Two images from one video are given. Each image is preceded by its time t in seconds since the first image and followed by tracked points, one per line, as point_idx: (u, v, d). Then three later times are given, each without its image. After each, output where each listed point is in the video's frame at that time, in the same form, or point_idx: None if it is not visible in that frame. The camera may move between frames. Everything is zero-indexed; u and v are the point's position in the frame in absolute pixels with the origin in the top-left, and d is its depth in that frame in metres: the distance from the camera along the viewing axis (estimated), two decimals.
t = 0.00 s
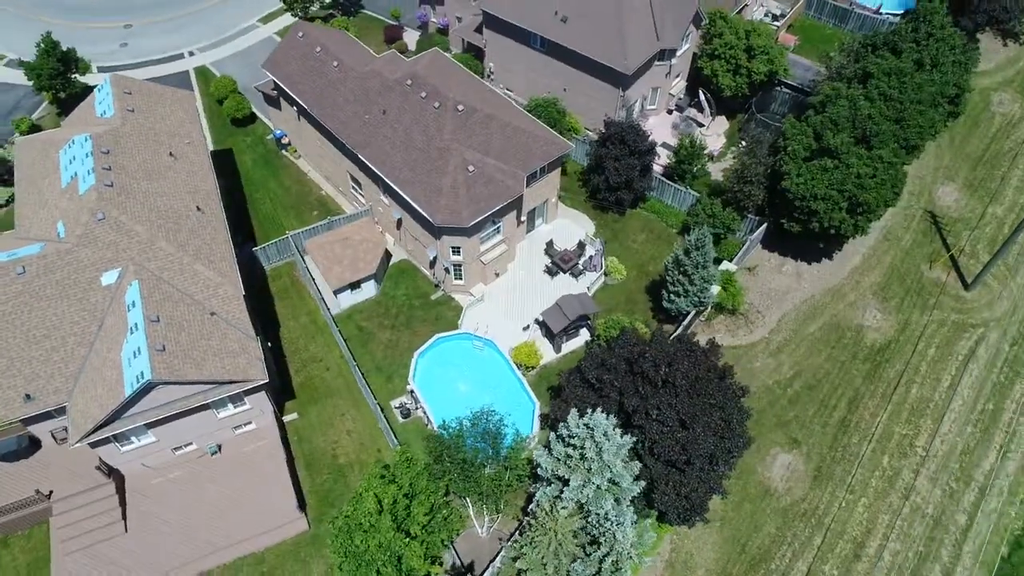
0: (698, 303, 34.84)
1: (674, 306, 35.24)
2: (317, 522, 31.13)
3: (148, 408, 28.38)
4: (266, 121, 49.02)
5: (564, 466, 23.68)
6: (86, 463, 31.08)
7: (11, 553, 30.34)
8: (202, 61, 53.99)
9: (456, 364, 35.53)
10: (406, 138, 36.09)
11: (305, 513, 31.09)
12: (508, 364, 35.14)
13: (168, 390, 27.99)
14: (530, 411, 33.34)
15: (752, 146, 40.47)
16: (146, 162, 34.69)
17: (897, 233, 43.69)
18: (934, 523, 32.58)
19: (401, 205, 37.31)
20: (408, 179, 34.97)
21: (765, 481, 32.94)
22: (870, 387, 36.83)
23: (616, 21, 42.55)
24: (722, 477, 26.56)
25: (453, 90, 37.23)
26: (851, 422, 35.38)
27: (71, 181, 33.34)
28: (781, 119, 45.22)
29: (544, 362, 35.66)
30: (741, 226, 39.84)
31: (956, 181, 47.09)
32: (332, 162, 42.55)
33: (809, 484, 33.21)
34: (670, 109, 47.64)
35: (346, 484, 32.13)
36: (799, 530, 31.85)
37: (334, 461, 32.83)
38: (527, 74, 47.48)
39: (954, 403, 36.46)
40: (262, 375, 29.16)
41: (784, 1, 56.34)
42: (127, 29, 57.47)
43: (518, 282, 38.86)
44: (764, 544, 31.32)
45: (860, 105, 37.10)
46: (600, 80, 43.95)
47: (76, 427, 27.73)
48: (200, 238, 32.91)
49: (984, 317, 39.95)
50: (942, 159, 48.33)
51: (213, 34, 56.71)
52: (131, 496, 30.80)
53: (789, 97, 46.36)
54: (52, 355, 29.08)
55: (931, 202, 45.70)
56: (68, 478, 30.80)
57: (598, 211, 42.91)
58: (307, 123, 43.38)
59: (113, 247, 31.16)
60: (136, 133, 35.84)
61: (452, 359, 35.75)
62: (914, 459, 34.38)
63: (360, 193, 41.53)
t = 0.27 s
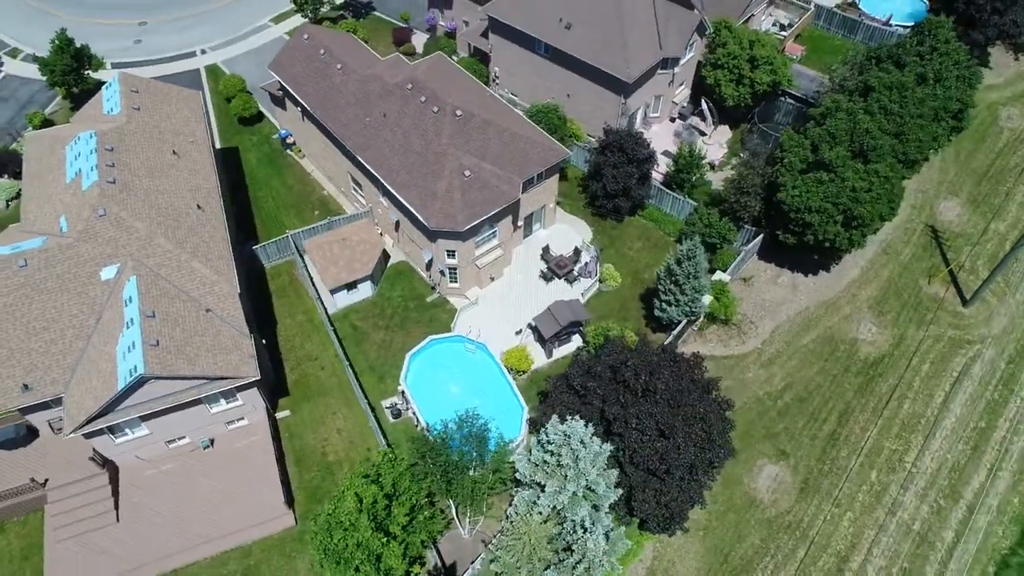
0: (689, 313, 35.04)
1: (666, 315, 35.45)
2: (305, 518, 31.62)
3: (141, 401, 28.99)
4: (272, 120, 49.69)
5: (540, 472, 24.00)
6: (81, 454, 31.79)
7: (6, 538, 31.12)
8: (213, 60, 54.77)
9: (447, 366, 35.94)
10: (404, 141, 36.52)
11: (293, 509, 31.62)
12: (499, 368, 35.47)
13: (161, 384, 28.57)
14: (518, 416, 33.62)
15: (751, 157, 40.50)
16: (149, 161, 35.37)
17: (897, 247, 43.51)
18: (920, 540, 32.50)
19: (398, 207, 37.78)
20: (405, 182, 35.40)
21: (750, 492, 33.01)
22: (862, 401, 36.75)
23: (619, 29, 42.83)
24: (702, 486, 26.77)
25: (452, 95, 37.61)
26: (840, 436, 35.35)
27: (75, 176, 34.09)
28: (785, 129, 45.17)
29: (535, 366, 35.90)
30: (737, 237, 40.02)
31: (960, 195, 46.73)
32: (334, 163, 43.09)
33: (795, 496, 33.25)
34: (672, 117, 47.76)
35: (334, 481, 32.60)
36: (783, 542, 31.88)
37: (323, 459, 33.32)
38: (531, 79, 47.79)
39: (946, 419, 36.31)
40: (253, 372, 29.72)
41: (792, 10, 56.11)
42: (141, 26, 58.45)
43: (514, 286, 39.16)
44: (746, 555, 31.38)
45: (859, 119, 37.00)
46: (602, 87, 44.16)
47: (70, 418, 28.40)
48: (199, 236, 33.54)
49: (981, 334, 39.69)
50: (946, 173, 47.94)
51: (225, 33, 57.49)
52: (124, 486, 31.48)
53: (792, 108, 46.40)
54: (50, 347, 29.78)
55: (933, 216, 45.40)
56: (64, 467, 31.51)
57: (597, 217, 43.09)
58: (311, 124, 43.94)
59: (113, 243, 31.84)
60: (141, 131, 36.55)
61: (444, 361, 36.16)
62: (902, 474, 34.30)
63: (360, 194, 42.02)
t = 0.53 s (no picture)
0: (679, 322, 35.31)
1: (656, 324, 35.71)
2: (293, 514, 32.11)
3: (134, 395, 29.60)
4: (279, 119, 50.37)
5: (516, 477, 24.33)
6: (77, 444, 32.48)
7: (2, 524, 31.87)
8: (224, 58, 55.56)
9: (439, 368, 36.07)
10: (403, 145, 36.96)
11: (282, 506, 32.13)
12: (491, 371, 35.57)
13: (154, 378, 29.17)
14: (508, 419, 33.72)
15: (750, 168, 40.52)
16: (152, 159, 36.06)
17: (896, 261, 43.31)
18: (904, 555, 32.45)
19: (396, 210, 38.24)
20: (402, 186, 35.84)
21: (736, 503, 33.10)
22: (853, 415, 36.69)
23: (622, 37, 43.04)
24: (682, 496, 27.16)
25: (452, 100, 38.00)
26: (829, 449, 35.34)
27: (80, 173, 34.86)
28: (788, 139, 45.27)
29: (526, 371, 36.16)
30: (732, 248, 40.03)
31: (963, 210, 46.42)
32: (337, 164, 43.63)
33: (781, 508, 33.30)
34: (675, 125, 48.02)
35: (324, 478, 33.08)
36: (766, 554, 31.93)
37: (313, 456, 33.83)
38: (535, 84, 48.10)
39: (937, 436, 36.17)
40: (245, 369, 30.29)
41: (800, 20, 55.94)
42: (156, 24, 59.42)
43: (509, 290, 39.49)
44: (728, 565, 31.48)
45: (857, 133, 37.00)
46: (604, 94, 44.35)
47: (66, 409, 29.07)
48: (198, 233, 34.16)
49: (977, 351, 39.45)
50: (950, 188, 47.64)
51: (237, 32, 58.28)
52: (118, 477, 32.13)
53: (796, 119, 46.60)
54: (49, 339, 30.48)
55: (934, 231, 45.16)
56: (60, 457, 32.20)
57: (595, 224, 43.27)
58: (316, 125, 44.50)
59: (114, 238, 32.54)
60: (146, 129, 37.25)
61: (436, 363, 36.30)
62: (890, 489, 34.23)
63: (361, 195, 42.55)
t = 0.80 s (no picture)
0: (670, 332, 35.60)
1: (648, 333, 36.01)
2: (282, 510, 32.60)
3: (129, 389, 30.19)
4: (286, 119, 51.02)
5: (493, 483, 25.08)
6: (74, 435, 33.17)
7: None
8: (234, 57, 56.37)
9: (432, 371, 36.58)
10: (402, 149, 37.39)
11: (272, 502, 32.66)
12: (483, 375, 36.05)
13: (149, 374, 29.73)
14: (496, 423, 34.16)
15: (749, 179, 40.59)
16: (156, 157, 36.75)
17: (894, 276, 43.12)
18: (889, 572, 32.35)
19: (394, 213, 38.68)
20: (400, 189, 36.28)
21: (721, 513, 33.17)
22: (844, 430, 36.58)
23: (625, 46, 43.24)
24: (663, 505, 27.15)
25: (452, 106, 38.36)
26: (819, 463, 35.26)
27: (85, 169, 35.65)
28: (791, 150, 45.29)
29: (518, 376, 36.39)
30: (728, 258, 40.23)
31: (966, 226, 46.11)
32: (340, 165, 44.19)
33: (766, 520, 33.30)
34: (678, 134, 48.14)
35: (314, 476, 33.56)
36: (749, 566, 31.95)
37: (305, 454, 34.33)
38: (539, 90, 48.37)
39: (929, 453, 35.97)
40: (238, 367, 30.80)
41: (809, 31, 55.79)
42: (170, 22, 60.32)
43: (505, 295, 39.79)
44: None
45: (856, 147, 36.93)
46: (606, 101, 44.54)
47: (63, 401, 29.72)
48: (198, 232, 34.76)
49: (974, 369, 39.18)
50: (953, 203, 47.35)
51: (249, 31, 59.07)
52: (113, 469, 32.80)
53: (799, 130, 46.67)
54: (48, 332, 31.17)
55: (935, 246, 44.92)
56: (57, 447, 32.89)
57: (593, 231, 43.46)
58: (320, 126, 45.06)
59: (115, 235, 33.22)
60: (151, 128, 37.94)
61: (430, 365, 36.80)
62: (878, 505, 34.09)
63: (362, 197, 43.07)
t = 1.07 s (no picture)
0: (662, 340, 35.95)
1: (640, 341, 36.39)
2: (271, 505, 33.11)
3: (126, 382, 30.83)
4: (294, 119, 51.71)
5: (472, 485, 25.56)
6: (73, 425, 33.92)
7: None
8: (246, 56, 57.18)
9: (426, 372, 36.91)
10: (401, 152, 37.84)
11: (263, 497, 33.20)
12: (475, 377, 36.34)
13: (145, 367, 30.37)
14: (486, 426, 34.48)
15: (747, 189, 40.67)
16: (161, 155, 37.49)
17: (893, 291, 42.92)
18: None
19: (393, 215, 39.17)
20: (398, 192, 36.75)
21: (706, 524, 33.26)
22: (835, 443, 36.51)
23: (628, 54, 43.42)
24: (644, 514, 27.53)
25: (453, 110, 38.76)
26: (807, 476, 35.26)
27: (91, 165, 36.42)
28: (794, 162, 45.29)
29: (509, 380, 36.75)
30: (725, 269, 40.36)
31: (969, 241, 45.79)
32: (343, 166, 44.77)
33: (752, 532, 33.35)
34: (681, 142, 48.29)
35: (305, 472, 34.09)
36: None
37: (297, 451, 34.86)
38: (543, 96, 48.66)
39: (920, 470, 35.82)
40: (232, 363, 31.39)
41: (818, 42, 55.66)
42: (185, 20, 61.26)
43: (500, 299, 40.08)
44: None
45: (854, 161, 36.86)
46: (609, 108, 44.72)
47: (61, 392, 30.42)
48: (199, 229, 35.43)
49: (969, 386, 38.94)
50: (957, 219, 47.04)
51: (262, 31, 59.86)
52: (109, 459, 33.52)
53: (802, 142, 46.74)
54: (49, 324, 31.90)
55: (937, 262, 44.66)
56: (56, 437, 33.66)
57: (592, 237, 43.67)
58: (325, 126, 45.65)
59: (118, 230, 33.96)
60: (157, 126, 38.68)
61: (424, 367, 37.14)
62: (865, 520, 34.01)
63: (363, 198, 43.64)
